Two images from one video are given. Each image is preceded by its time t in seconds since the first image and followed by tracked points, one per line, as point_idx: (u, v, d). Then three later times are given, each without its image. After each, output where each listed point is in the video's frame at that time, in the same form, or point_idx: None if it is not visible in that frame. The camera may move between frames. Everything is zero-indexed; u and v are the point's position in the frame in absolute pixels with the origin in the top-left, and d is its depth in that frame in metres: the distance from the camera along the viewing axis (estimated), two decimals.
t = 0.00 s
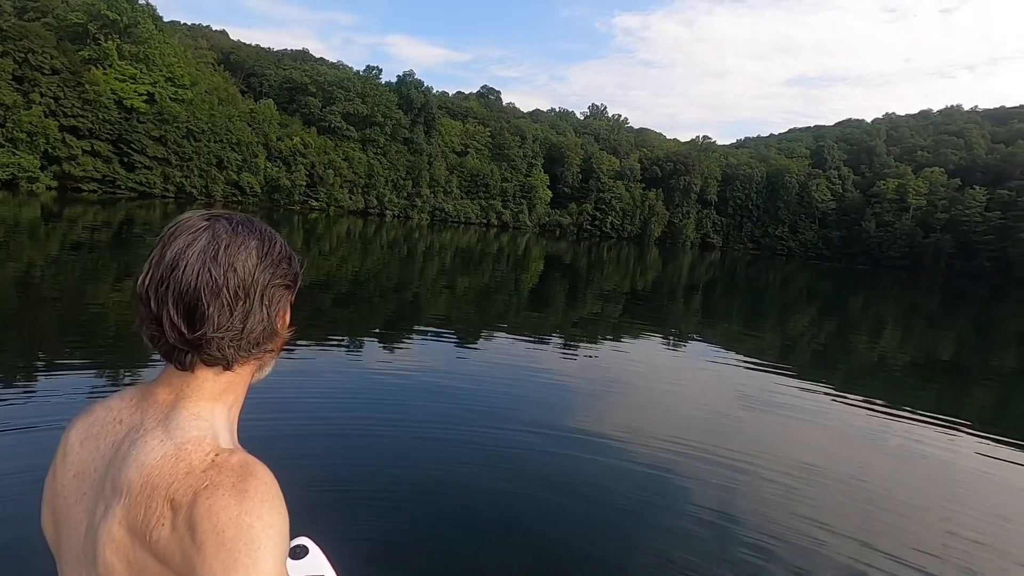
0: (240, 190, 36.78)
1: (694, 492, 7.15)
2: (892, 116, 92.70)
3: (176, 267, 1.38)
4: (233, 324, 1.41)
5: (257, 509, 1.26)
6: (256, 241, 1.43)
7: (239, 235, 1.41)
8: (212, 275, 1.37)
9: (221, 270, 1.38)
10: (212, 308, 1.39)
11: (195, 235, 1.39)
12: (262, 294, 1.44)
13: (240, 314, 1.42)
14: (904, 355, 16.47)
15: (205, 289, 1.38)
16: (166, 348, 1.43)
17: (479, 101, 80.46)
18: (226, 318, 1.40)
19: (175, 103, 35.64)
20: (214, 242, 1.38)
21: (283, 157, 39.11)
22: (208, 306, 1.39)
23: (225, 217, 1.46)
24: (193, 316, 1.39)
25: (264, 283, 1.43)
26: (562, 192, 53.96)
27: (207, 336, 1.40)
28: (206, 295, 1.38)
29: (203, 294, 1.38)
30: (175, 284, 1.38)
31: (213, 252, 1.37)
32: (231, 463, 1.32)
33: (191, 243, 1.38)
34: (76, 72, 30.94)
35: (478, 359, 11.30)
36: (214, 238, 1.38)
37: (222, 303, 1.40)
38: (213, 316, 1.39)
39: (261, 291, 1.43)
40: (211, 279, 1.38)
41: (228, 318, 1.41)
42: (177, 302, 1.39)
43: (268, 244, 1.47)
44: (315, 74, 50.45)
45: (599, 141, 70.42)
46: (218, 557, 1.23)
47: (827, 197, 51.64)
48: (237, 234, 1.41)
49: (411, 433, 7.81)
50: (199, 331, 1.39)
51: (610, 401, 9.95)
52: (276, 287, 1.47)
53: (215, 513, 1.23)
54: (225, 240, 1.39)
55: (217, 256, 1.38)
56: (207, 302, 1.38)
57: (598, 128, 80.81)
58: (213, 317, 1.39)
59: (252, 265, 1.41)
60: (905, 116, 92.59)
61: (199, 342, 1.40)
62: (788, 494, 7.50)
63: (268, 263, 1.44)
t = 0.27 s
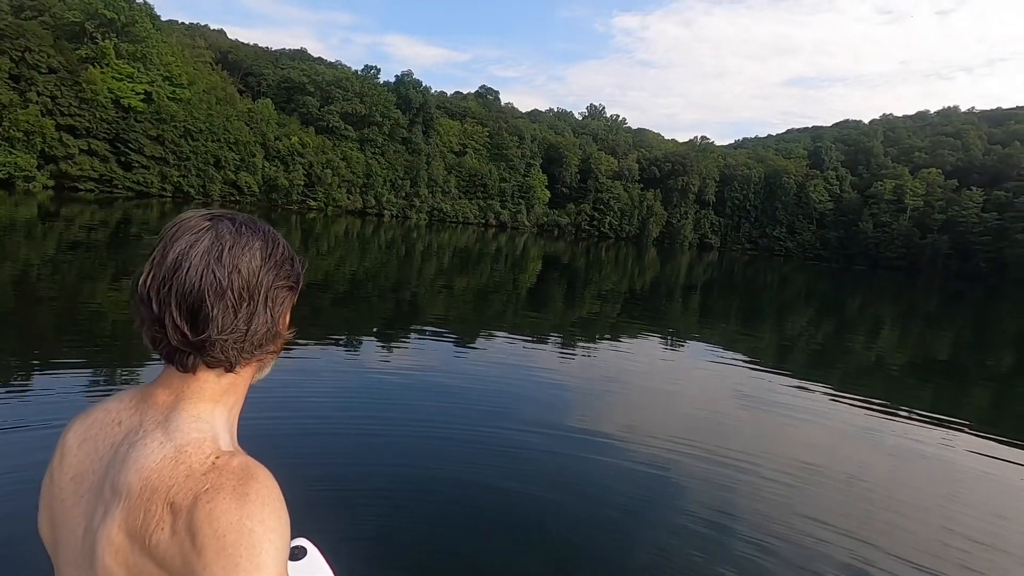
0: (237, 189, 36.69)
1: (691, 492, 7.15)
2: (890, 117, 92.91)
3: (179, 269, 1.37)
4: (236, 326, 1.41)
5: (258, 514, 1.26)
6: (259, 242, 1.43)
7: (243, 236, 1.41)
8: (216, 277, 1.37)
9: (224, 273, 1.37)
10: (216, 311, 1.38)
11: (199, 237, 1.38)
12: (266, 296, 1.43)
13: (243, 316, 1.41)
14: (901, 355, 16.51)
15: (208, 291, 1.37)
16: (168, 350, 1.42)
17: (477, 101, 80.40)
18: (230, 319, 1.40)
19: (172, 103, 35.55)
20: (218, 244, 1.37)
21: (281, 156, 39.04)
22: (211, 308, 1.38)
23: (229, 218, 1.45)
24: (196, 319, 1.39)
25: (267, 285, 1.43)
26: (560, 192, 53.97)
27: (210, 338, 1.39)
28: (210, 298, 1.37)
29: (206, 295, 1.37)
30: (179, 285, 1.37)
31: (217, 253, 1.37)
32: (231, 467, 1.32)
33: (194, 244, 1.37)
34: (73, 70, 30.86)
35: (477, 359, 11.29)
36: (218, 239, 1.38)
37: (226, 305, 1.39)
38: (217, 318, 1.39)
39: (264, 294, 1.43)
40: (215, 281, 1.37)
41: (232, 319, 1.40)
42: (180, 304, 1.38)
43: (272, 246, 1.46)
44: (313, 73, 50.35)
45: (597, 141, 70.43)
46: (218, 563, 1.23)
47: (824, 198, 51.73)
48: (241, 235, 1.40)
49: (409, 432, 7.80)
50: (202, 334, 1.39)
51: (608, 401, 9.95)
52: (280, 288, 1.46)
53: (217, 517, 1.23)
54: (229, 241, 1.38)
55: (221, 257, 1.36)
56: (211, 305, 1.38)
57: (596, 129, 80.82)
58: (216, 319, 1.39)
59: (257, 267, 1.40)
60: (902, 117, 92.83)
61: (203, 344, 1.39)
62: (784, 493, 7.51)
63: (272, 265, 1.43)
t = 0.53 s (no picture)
0: (235, 189, 36.60)
1: (688, 492, 7.15)
2: (887, 118, 93.13)
3: (178, 272, 1.36)
4: (236, 330, 1.41)
5: (255, 518, 1.25)
6: (259, 245, 1.42)
7: (244, 238, 1.40)
8: (216, 279, 1.36)
9: (225, 275, 1.37)
10: (217, 314, 1.38)
11: (198, 239, 1.37)
12: (267, 299, 1.43)
13: (243, 318, 1.41)
14: (899, 356, 16.54)
15: (208, 294, 1.36)
16: (167, 353, 1.41)
17: (476, 101, 80.38)
18: (231, 323, 1.40)
19: (169, 102, 35.51)
20: (219, 246, 1.37)
21: (279, 156, 39.00)
22: (213, 310, 1.37)
23: (229, 220, 1.45)
24: (197, 322, 1.38)
25: (268, 288, 1.43)
26: (559, 192, 54.01)
27: (212, 340, 1.39)
28: (211, 300, 1.37)
29: (206, 299, 1.36)
30: (178, 289, 1.36)
31: (218, 256, 1.36)
32: (228, 471, 1.31)
33: (193, 246, 1.36)
34: (70, 70, 30.82)
35: (475, 360, 11.28)
36: (218, 241, 1.37)
37: (226, 308, 1.39)
38: (218, 321, 1.38)
39: (264, 297, 1.43)
40: (216, 284, 1.36)
41: (233, 323, 1.40)
42: (180, 308, 1.38)
43: (272, 248, 1.45)
44: (311, 73, 50.28)
45: (595, 142, 70.46)
46: (216, 568, 1.22)
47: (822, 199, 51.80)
48: (241, 238, 1.40)
49: (406, 433, 7.79)
50: (203, 338, 1.38)
51: (605, 401, 9.94)
52: (280, 291, 1.47)
53: (214, 522, 1.23)
54: (229, 244, 1.38)
55: (221, 261, 1.36)
56: (212, 308, 1.37)
57: (595, 129, 80.86)
58: (216, 323, 1.38)
59: (257, 270, 1.39)
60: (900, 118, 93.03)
61: (203, 348, 1.39)
62: (782, 494, 7.51)
63: (272, 267, 1.43)
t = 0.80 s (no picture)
0: (233, 189, 36.48)
1: (685, 493, 7.15)
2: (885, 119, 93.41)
3: (177, 275, 1.35)
4: (235, 334, 1.40)
5: (250, 527, 1.25)
6: (258, 250, 1.41)
7: (243, 243, 1.40)
8: (215, 282, 1.35)
9: (224, 281, 1.36)
10: (216, 319, 1.38)
11: (196, 243, 1.36)
12: (266, 304, 1.43)
13: (242, 323, 1.40)
14: (896, 356, 16.57)
15: (208, 300, 1.36)
16: (163, 358, 1.40)
17: (474, 101, 80.33)
18: (229, 328, 1.39)
19: (167, 101, 35.44)
20: (218, 250, 1.36)
21: (277, 155, 38.95)
22: (212, 315, 1.37)
23: (227, 224, 1.44)
24: (194, 326, 1.37)
25: (266, 293, 1.42)
26: (557, 192, 54.04)
27: (209, 346, 1.38)
28: (209, 306, 1.36)
29: (205, 304, 1.36)
30: (176, 293, 1.35)
31: (217, 259, 1.35)
32: (222, 479, 1.31)
33: (192, 250, 1.35)
34: (67, 69, 30.75)
35: (473, 360, 11.27)
36: (217, 246, 1.36)
37: (226, 313, 1.38)
38: (217, 327, 1.38)
39: (263, 303, 1.43)
40: (214, 288, 1.36)
41: (232, 329, 1.40)
42: (178, 314, 1.37)
43: (271, 254, 1.45)
44: (309, 72, 50.18)
45: (594, 142, 70.49)
46: None
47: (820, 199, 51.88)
48: (240, 243, 1.39)
49: (404, 434, 7.78)
50: (202, 343, 1.38)
51: (603, 402, 9.95)
52: (279, 296, 1.47)
53: (209, 531, 1.22)
54: (228, 248, 1.37)
55: (220, 265, 1.36)
56: (211, 313, 1.37)
57: (593, 129, 80.87)
58: (215, 327, 1.38)
59: (256, 276, 1.39)
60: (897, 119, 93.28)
61: (201, 355, 1.38)
62: (778, 494, 7.52)
63: (272, 272, 1.43)
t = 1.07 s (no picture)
0: (230, 188, 36.37)
1: (682, 494, 7.14)
2: (882, 121, 93.71)
3: (176, 284, 1.33)
4: (235, 343, 1.40)
5: (247, 539, 1.25)
6: (258, 257, 1.41)
7: (242, 250, 1.39)
8: (216, 291, 1.35)
9: (225, 289, 1.36)
10: (216, 328, 1.37)
11: (194, 252, 1.35)
12: (266, 312, 1.43)
13: (243, 330, 1.40)
14: (893, 356, 16.61)
15: (207, 309, 1.35)
16: (161, 368, 1.39)
17: (473, 101, 80.23)
18: (229, 337, 1.39)
19: (163, 100, 35.40)
20: (217, 259, 1.35)
21: (274, 155, 38.91)
22: (212, 324, 1.36)
23: (227, 231, 1.44)
24: (193, 336, 1.36)
25: (266, 301, 1.42)
26: (555, 192, 54.06)
27: (208, 356, 1.37)
28: (210, 314, 1.35)
29: (206, 312, 1.35)
30: (175, 302, 1.34)
31: (217, 267, 1.35)
32: (218, 490, 1.30)
33: (192, 258, 1.35)
34: (64, 67, 30.70)
35: (470, 360, 11.25)
36: (216, 254, 1.36)
37: (226, 323, 1.38)
38: (216, 336, 1.37)
39: (263, 311, 1.43)
40: (215, 297, 1.35)
41: (233, 337, 1.39)
42: (177, 323, 1.36)
43: (271, 260, 1.44)
44: (307, 72, 50.09)
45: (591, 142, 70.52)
46: None
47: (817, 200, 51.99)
48: (241, 250, 1.39)
49: (402, 435, 7.76)
50: (201, 353, 1.37)
51: (601, 402, 9.93)
52: (278, 304, 1.46)
53: (204, 544, 1.21)
54: (229, 256, 1.36)
55: (221, 272, 1.35)
56: (211, 322, 1.36)
57: (592, 129, 80.90)
58: (214, 336, 1.37)
59: (257, 283, 1.39)
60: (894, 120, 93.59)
61: (201, 365, 1.37)
62: (775, 496, 7.52)
63: (272, 279, 1.43)
